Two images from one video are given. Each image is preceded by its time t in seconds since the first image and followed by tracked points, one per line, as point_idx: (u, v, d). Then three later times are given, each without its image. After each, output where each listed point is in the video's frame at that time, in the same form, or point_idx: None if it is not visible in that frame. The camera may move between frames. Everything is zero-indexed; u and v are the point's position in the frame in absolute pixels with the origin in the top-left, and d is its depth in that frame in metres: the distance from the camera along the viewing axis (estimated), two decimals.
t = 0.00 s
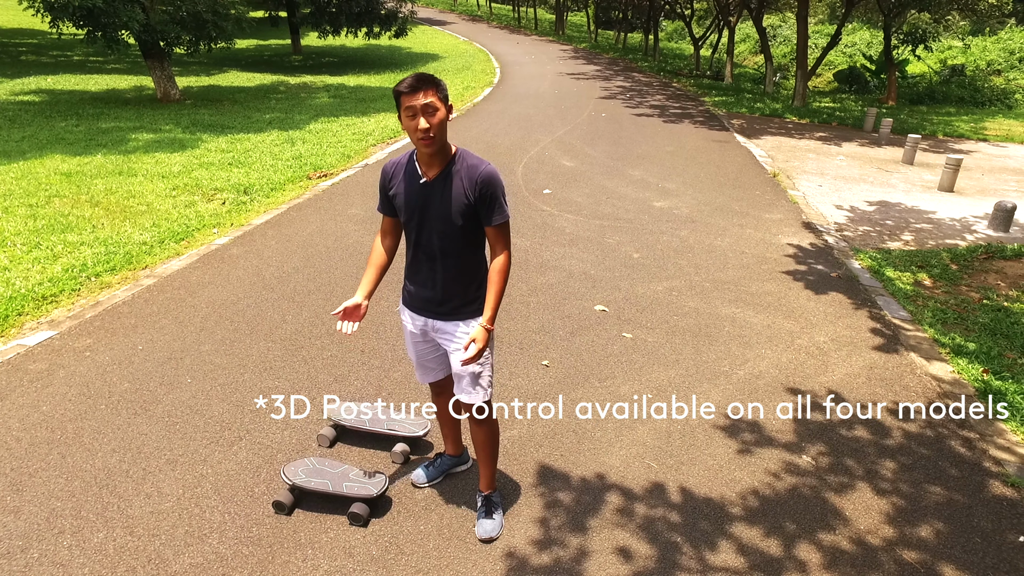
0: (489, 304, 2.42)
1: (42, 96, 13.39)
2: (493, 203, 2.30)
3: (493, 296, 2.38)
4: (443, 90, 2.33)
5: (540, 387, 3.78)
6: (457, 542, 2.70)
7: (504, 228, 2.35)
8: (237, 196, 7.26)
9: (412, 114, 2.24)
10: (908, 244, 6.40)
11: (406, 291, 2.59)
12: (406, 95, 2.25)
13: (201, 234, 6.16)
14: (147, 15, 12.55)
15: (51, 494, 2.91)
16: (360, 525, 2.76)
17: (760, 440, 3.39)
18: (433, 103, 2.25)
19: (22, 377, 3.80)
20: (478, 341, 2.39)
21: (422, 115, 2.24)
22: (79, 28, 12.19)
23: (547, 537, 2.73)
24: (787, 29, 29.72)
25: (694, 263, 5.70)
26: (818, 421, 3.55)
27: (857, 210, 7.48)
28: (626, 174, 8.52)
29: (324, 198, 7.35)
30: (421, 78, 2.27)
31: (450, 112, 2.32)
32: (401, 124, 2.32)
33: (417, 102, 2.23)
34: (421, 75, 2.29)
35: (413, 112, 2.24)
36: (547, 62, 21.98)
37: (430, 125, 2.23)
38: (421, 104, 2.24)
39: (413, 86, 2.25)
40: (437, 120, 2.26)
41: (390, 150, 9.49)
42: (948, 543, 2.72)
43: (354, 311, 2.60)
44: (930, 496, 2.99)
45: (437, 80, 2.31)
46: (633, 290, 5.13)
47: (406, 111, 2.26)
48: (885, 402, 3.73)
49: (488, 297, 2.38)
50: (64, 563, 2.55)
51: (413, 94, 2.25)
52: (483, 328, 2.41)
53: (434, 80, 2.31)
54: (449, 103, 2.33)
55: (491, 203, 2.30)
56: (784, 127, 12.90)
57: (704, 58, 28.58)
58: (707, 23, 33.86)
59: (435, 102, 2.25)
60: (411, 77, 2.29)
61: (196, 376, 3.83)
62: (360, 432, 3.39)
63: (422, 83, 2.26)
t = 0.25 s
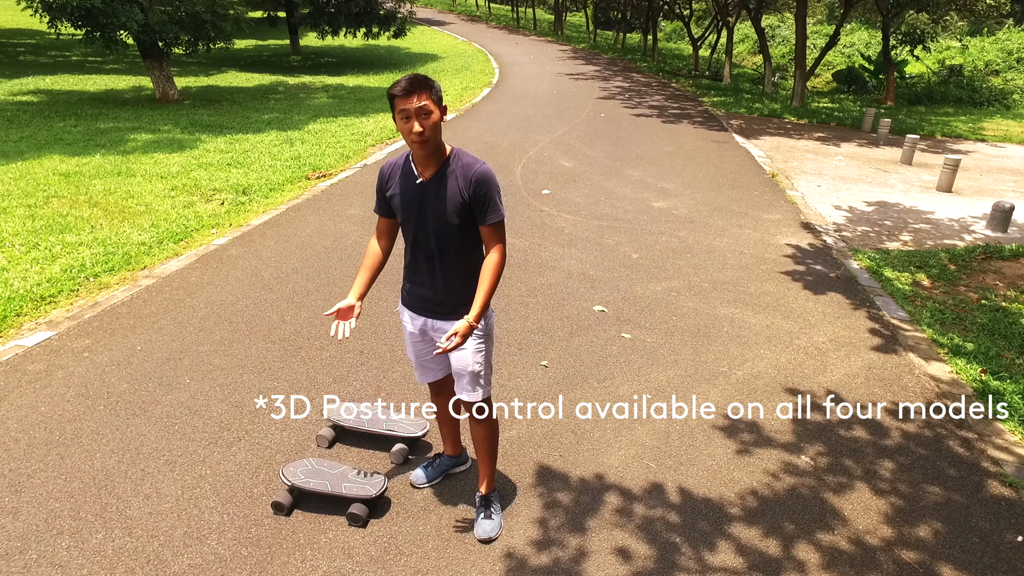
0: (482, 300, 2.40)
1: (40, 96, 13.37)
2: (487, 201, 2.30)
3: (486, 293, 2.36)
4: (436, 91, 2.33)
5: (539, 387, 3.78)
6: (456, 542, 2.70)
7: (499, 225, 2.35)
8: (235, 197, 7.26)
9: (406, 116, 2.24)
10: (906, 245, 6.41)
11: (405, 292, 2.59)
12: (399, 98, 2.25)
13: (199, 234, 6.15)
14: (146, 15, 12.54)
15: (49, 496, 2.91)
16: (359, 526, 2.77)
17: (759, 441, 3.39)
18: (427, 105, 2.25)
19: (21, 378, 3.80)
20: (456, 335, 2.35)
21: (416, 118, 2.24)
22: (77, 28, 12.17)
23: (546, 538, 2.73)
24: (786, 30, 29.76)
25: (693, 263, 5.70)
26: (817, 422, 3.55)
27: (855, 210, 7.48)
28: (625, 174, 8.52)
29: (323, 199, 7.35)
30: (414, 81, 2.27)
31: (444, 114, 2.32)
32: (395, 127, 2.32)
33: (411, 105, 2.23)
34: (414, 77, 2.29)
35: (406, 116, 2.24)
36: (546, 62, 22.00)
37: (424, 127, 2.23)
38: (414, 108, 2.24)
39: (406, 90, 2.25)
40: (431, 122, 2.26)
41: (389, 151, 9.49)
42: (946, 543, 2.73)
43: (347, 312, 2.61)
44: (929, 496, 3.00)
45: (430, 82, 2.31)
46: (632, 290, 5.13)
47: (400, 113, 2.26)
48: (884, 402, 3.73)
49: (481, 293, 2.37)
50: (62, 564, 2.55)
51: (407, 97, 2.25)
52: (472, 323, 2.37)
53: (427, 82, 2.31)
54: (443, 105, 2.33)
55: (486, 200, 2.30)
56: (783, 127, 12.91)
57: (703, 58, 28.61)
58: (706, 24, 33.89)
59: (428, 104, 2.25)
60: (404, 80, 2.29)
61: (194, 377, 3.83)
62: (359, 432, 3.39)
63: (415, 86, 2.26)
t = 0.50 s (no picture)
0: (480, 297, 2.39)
1: (39, 96, 13.34)
2: (486, 199, 2.30)
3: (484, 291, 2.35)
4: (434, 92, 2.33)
5: (539, 387, 3.78)
6: (456, 542, 2.70)
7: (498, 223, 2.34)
8: (234, 197, 7.25)
9: (404, 117, 2.24)
10: (905, 244, 6.41)
11: (404, 291, 2.58)
12: (398, 99, 2.24)
13: (198, 234, 6.14)
14: (145, 15, 12.52)
15: (48, 496, 2.90)
16: (359, 526, 2.76)
17: (759, 440, 3.39)
18: (426, 106, 2.25)
19: (19, 378, 3.79)
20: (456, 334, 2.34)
21: (414, 118, 2.23)
22: (75, 28, 12.15)
23: (546, 537, 2.73)
24: (784, 30, 29.78)
25: (692, 263, 5.70)
26: (817, 421, 3.55)
27: (855, 210, 7.48)
28: (624, 174, 8.52)
29: (322, 199, 7.34)
30: (412, 81, 2.27)
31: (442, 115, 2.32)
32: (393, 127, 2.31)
33: (409, 106, 2.23)
34: (412, 78, 2.29)
35: (406, 116, 2.24)
36: (545, 62, 21.99)
37: (422, 128, 2.23)
38: (413, 109, 2.23)
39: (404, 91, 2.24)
40: (430, 123, 2.26)
41: (388, 151, 9.48)
42: (947, 542, 2.72)
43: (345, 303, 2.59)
44: (929, 495, 2.99)
45: (428, 83, 2.31)
46: (631, 290, 5.13)
47: (399, 114, 2.25)
48: (883, 402, 3.72)
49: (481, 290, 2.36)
50: (61, 564, 2.54)
51: (405, 97, 2.24)
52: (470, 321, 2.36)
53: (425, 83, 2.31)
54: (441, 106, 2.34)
55: (485, 198, 2.30)
56: (782, 127, 12.91)
57: (702, 58, 28.62)
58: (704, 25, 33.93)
59: (426, 105, 2.25)
60: (403, 80, 2.28)
61: (193, 377, 3.82)
62: (359, 432, 3.38)
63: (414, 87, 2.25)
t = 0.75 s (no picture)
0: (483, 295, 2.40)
1: (38, 96, 13.33)
2: (490, 198, 2.31)
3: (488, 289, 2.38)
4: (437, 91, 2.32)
5: (540, 386, 3.78)
6: (458, 542, 2.70)
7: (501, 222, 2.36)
8: (234, 197, 7.24)
9: (409, 117, 2.23)
10: (906, 244, 6.42)
11: (404, 291, 2.57)
12: (403, 99, 2.22)
13: (198, 234, 6.14)
14: (144, 15, 12.51)
15: (49, 496, 2.89)
16: (361, 525, 2.76)
17: (760, 439, 3.39)
18: (431, 106, 2.25)
19: (20, 378, 3.78)
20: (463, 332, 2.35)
21: (420, 119, 2.23)
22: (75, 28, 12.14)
23: (548, 536, 2.73)
24: (784, 30, 29.79)
25: (693, 262, 5.70)
26: (818, 420, 3.55)
27: (855, 209, 7.49)
28: (624, 173, 8.52)
29: (322, 198, 7.34)
30: (418, 81, 2.26)
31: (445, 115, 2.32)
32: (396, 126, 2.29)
33: (414, 106, 2.22)
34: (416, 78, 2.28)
35: (411, 117, 2.23)
36: (545, 62, 21.99)
37: (427, 128, 2.23)
38: (419, 110, 2.23)
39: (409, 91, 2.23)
40: (435, 124, 2.26)
41: (388, 151, 9.48)
42: (949, 541, 2.73)
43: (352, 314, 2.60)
44: (931, 494, 3.00)
45: (432, 82, 2.30)
46: (632, 290, 5.13)
47: (403, 114, 2.24)
48: (883, 402, 3.72)
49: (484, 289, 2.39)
50: (63, 564, 2.54)
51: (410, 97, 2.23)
52: (475, 320, 2.37)
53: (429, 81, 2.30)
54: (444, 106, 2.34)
55: (489, 197, 2.31)
56: (782, 127, 12.92)
57: (701, 58, 28.62)
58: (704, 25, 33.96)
59: (431, 105, 2.25)
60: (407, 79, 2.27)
61: (194, 376, 3.82)
62: (360, 432, 3.38)
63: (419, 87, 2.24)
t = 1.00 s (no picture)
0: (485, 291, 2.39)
1: (39, 97, 13.34)
2: (492, 198, 2.32)
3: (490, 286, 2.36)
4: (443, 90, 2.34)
5: (540, 386, 3.78)
6: (459, 541, 2.70)
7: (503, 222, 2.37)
8: (234, 197, 7.24)
9: (411, 109, 2.26)
10: (905, 243, 6.43)
11: (405, 290, 2.57)
12: (406, 91, 2.26)
13: (199, 234, 6.14)
14: (145, 15, 12.50)
15: (51, 496, 2.89)
16: (361, 525, 2.76)
17: (761, 439, 3.39)
18: (432, 99, 2.27)
19: (21, 378, 3.79)
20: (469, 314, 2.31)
21: (421, 111, 2.25)
22: (75, 28, 12.14)
23: (549, 536, 2.73)
24: (784, 30, 29.80)
25: (693, 262, 5.70)
26: (818, 420, 3.55)
27: (855, 209, 7.50)
28: (624, 173, 8.53)
29: (323, 199, 7.34)
30: (421, 76, 2.29)
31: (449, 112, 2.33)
32: (399, 120, 2.32)
33: (416, 100, 2.25)
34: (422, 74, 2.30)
35: (413, 109, 2.25)
36: (545, 62, 21.99)
37: (427, 122, 2.24)
38: (421, 103, 2.25)
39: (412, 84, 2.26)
40: (437, 119, 2.27)
41: (388, 151, 9.49)
42: (949, 540, 2.73)
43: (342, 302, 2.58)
44: (931, 494, 3.00)
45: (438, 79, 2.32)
46: (632, 290, 5.13)
47: (406, 106, 2.27)
48: (884, 402, 3.72)
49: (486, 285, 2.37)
50: (64, 563, 2.54)
51: (413, 90, 2.26)
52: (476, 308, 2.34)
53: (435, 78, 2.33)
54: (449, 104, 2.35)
55: (490, 197, 2.32)
56: (782, 127, 12.92)
57: (701, 58, 28.61)
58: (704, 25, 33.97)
59: (434, 101, 2.27)
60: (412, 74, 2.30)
61: (195, 376, 3.82)
62: (361, 432, 3.38)
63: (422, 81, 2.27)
